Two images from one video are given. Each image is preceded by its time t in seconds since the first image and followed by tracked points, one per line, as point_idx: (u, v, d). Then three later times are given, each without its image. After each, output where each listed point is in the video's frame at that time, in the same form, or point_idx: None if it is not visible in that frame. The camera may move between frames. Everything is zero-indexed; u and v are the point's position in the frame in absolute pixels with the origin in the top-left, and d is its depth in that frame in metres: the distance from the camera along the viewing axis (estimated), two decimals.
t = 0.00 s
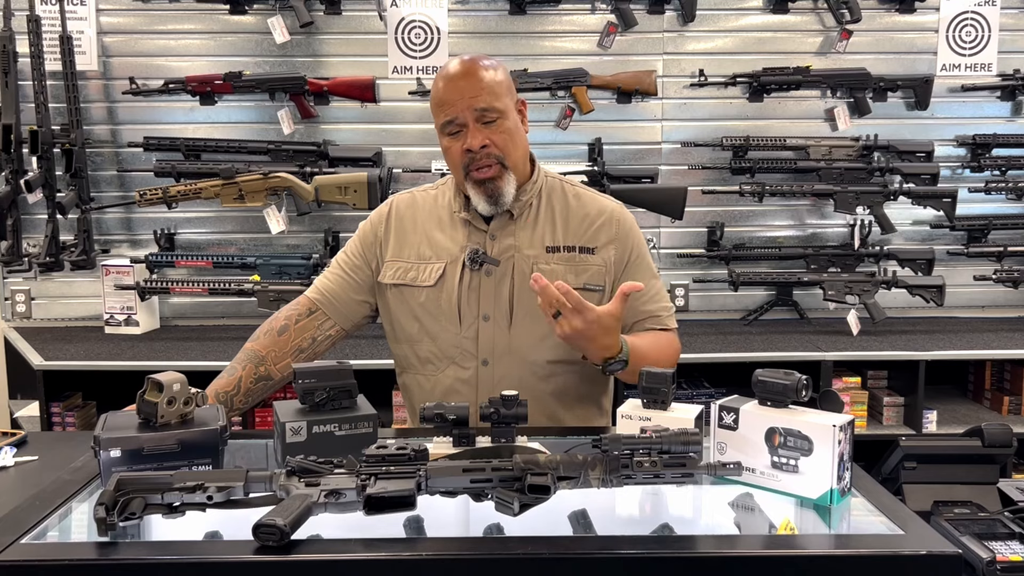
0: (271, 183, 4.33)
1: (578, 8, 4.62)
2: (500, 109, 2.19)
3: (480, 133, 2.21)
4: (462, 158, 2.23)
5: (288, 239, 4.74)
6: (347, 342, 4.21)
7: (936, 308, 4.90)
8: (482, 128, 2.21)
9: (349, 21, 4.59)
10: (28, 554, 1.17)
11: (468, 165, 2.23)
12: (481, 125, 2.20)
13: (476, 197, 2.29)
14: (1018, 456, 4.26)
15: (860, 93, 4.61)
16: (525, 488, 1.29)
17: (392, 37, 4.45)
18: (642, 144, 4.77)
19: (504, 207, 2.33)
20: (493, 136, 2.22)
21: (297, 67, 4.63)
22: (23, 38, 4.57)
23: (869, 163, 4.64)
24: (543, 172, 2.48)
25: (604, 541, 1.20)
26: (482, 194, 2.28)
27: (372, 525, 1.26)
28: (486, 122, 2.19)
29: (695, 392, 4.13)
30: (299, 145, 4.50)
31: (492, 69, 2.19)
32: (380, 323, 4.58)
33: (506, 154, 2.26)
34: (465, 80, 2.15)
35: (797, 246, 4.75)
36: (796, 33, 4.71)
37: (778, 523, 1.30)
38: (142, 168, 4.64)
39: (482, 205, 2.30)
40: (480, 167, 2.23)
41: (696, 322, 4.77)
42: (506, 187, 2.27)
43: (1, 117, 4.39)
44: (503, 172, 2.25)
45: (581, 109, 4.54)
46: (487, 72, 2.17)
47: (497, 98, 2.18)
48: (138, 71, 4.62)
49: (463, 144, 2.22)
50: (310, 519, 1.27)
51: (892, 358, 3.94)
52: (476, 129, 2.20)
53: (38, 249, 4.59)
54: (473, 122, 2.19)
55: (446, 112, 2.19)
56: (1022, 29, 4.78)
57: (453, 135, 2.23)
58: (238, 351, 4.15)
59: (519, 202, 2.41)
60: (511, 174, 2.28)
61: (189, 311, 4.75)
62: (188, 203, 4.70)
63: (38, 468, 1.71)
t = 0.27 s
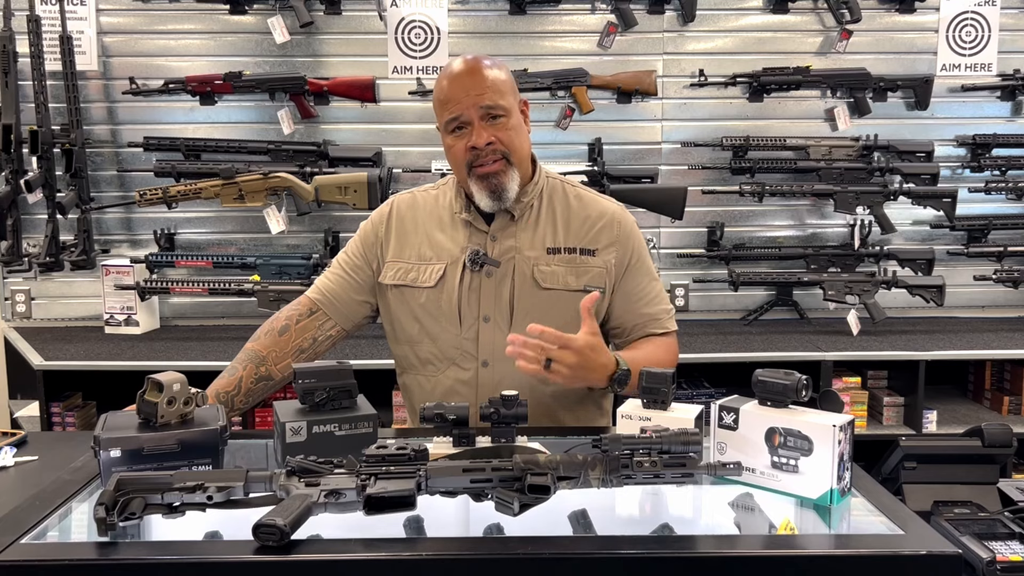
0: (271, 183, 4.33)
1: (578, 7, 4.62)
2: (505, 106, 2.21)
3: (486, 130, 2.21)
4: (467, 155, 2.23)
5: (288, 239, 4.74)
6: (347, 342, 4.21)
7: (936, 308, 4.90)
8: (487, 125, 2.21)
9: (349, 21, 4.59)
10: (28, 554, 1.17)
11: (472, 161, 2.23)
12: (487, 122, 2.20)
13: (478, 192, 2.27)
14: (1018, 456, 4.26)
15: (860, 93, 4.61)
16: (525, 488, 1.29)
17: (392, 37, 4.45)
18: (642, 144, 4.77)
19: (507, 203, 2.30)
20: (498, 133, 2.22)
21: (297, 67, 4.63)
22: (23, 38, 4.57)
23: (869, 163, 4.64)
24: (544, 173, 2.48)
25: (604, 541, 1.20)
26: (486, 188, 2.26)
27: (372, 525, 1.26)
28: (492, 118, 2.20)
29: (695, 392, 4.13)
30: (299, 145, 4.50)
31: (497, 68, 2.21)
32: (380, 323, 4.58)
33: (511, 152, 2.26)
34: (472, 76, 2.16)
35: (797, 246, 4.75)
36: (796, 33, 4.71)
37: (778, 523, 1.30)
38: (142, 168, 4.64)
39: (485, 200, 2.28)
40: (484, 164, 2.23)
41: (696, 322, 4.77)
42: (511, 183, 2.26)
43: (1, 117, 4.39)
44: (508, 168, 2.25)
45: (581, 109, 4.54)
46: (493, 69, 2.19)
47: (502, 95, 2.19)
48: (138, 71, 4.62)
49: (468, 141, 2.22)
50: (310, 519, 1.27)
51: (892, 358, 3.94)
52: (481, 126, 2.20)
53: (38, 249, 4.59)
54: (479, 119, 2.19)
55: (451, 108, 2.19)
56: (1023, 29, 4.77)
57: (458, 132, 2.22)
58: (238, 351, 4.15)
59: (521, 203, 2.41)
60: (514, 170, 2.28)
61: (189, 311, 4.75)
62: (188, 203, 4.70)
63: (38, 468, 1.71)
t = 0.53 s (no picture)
0: (271, 183, 4.33)
1: (578, 7, 4.62)
2: (507, 106, 2.21)
3: (487, 129, 2.21)
4: (467, 154, 2.23)
5: (288, 239, 4.74)
6: (347, 342, 4.22)
7: (936, 308, 4.90)
8: (488, 124, 2.21)
9: (349, 21, 4.59)
10: (27, 554, 1.17)
11: (472, 160, 2.23)
12: (488, 121, 2.20)
13: (478, 189, 2.26)
14: (1018, 456, 4.26)
15: (860, 93, 4.61)
16: (525, 488, 1.29)
17: (392, 37, 4.45)
18: (642, 144, 4.77)
19: (506, 202, 2.30)
20: (499, 132, 2.22)
21: (297, 67, 4.63)
22: (23, 38, 4.57)
23: (869, 163, 4.64)
24: (544, 173, 2.47)
25: (604, 541, 1.20)
26: (486, 186, 2.25)
27: (372, 525, 1.26)
28: (493, 117, 2.20)
29: (695, 392, 4.13)
30: (299, 145, 4.50)
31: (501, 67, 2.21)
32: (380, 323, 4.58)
33: (511, 152, 2.26)
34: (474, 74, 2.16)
35: (797, 246, 4.75)
36: (796, 33, 4.71)
37: (778, 523, 1.30)
38: (142, 168, 4.64)
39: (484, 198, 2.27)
40: (484, 162, 2.23)
41: (696, 322, 4.77)
42: (510, 182, 2.26)
43: (1, 117, 4.39)
44: (507, 168, 2.25)
45: (581, 109, 4.54)
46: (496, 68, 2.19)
47: (504, 95, 2.19)
48: (138, 71, 4.62)
49: (468, 139, 2.22)
50: (310, 519, 1.27)
51: (892, 358, 3.94)
52: (482, 124, 2.20)
53: (38, 249, 4.59)
54: (480, 117, 2.19)
55: (453, 105, 2.19)
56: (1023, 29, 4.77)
57: (459, 129, 2.22)
58: (238, 351, 4.15)
59: (521, 203, 2.40)
60: (514, 170, 2.27)
61: (189, 311, 4.75)
62: (188, 203, 4.70)
63: (38, 468, 1.71)
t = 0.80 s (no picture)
0: (270, 183, 4.33)
1: (578, 7, 4.62)
2: (500, 117, 2.18)
3: (478, 140, 2.20)
4: (457, 163, 2.23)
5: (288, 239, 4.74)
6: (347, 342, 4.22)
7: (936, 308, 4.90)
8: (480, 135, 2.19)
9: (349, 21, 4.59)
10: (27, 554, 1.17)
11: (462, 169, 2.23)
12: (480, 132, 2.19)
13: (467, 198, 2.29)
14: (1018, 456, 4.26)
15: (860, 93, 4.61)
16: (525, 488, 1.29)
17: (392, 37, 4.45)
18: (642, 144, 4.77)
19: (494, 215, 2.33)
20: (490, 144, 2.21)
21: (297, 67, 4.63)
22: (23, 38, 4.57)
23: (869, 163, 4.64)
24: (546, 175, 2.47)
25: (604, 541, 1.20)
26: (475, 196, 2.28)
27: (372, 525, 1.26)
28: (485, 130, 2.18)
29: (695, 392, 4.13)
30: (299, 145, 4.50)
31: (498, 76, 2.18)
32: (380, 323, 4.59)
33: (503, 163, 2.25)
34: (467, 84, 2.14)
35: (797, 246, 4.75)
36: (796, 33, 4.71)
37: (778, 523, 1.30)
38: (142, 168, 4.64)
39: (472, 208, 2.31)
40: (474, 174, 2.23)
41: (696, 322, 4.77)
42: (498, 195, 2.28)
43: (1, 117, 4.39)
44: (496, 181, 2.25)
45: (581, 109, 4.54)
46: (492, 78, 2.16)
47: (497, 106, 2.16)
48: (138, 71, 4.62)
49: (459, 148, 2.22)
50: (310, 519, 1.27)
51: (892, 358, 3.94)
52: (474, 135, 2.19)
53: (38, 249, 4.59)
54: (471, 129, 2.18)
55: (446, 114, 2.17)
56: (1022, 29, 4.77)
57: (451, 137, 2.22)
58: (238, 351, 4.15)
59: (523, 204, 2.41)
60: (504, 183, 2.28)
61: (189, 311, 4.75)
62: (188, 203, 4.70)
63: (37, 468, 1.71)
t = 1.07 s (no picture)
0: (270, 183, 4.33)
1: (578, 7, 4.62)
2: (486, 119, 2.14)
3: (461, 140, 2.16)
4: (443, 162, 2.21)
5: (288, 239, 4.74)
6: (347, 342, 4.22)
7: (936, 308, 4.90)
8: (465, 136, 2.15)
9: (349, 21, 4.59)
10: (28, 554, 1.17)
11: (448, 169, 2.21)
12: (464, 133, 2.15)
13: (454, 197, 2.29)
14: (1018, 456, 4.26)
15: (860, 93, 4.61)
16: (525, 488, 1.29)
17: (392, 37, 4.45)
18: (642, 144, 4.77)
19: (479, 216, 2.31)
20: (474, 146, 2.17)
21: (297, 67, 4.63)
22: (23, 38, 4.57)
23: (869, 163, 4.64)
24: (546, 175, 2.48)
25: (604, 541, 1.20)
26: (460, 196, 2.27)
27: (372, 525, 1.26)
28: (468, 131, 2.14)
29: (695, 392, 4.13)
30: (299, 145, 4.50)
31: (487, 77, 2.14)
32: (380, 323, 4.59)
33: (487, 166, 2.20)
34: (454, 83, 2.12)
35: (797, 246, 4.75)
36: (796, 34, 4.71)
37: (778, 523, 1.30)
38: (142, 168, 4.64)
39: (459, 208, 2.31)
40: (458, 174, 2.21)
41: (696, 322, 4.77)
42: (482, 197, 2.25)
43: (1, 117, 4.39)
44: (479, 183, 2.22)
45: (581, 109, 4.54)
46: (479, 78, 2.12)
47: (483, 108, 2.12)
48: (138, 71, 4.62)
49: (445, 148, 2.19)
50: (310, 519, 1.27)
51: (892, 358, 3.94)
52: (458, 135, 2.15)
53: (38, 249, 4.59)
54: (456, 129, 2.14)
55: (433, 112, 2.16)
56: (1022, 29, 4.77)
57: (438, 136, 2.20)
58: (238, 351, 4.15)
59: (522, 205, 2.40)
60: (488, 186, 2.24)
61: (189, 311, 4.75)
62: (188, 203, 4.70)
63: (37, 468, 1.71)
